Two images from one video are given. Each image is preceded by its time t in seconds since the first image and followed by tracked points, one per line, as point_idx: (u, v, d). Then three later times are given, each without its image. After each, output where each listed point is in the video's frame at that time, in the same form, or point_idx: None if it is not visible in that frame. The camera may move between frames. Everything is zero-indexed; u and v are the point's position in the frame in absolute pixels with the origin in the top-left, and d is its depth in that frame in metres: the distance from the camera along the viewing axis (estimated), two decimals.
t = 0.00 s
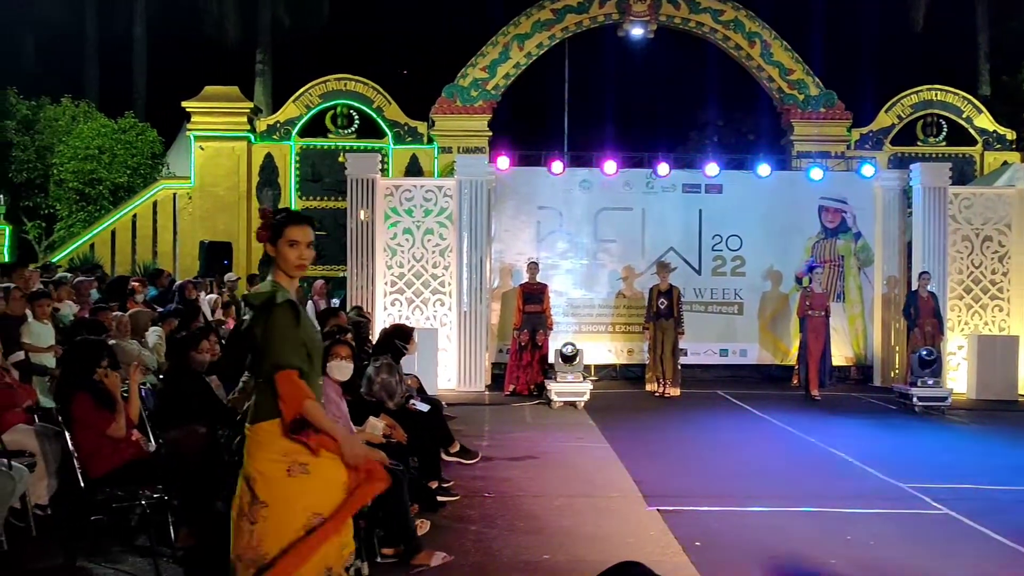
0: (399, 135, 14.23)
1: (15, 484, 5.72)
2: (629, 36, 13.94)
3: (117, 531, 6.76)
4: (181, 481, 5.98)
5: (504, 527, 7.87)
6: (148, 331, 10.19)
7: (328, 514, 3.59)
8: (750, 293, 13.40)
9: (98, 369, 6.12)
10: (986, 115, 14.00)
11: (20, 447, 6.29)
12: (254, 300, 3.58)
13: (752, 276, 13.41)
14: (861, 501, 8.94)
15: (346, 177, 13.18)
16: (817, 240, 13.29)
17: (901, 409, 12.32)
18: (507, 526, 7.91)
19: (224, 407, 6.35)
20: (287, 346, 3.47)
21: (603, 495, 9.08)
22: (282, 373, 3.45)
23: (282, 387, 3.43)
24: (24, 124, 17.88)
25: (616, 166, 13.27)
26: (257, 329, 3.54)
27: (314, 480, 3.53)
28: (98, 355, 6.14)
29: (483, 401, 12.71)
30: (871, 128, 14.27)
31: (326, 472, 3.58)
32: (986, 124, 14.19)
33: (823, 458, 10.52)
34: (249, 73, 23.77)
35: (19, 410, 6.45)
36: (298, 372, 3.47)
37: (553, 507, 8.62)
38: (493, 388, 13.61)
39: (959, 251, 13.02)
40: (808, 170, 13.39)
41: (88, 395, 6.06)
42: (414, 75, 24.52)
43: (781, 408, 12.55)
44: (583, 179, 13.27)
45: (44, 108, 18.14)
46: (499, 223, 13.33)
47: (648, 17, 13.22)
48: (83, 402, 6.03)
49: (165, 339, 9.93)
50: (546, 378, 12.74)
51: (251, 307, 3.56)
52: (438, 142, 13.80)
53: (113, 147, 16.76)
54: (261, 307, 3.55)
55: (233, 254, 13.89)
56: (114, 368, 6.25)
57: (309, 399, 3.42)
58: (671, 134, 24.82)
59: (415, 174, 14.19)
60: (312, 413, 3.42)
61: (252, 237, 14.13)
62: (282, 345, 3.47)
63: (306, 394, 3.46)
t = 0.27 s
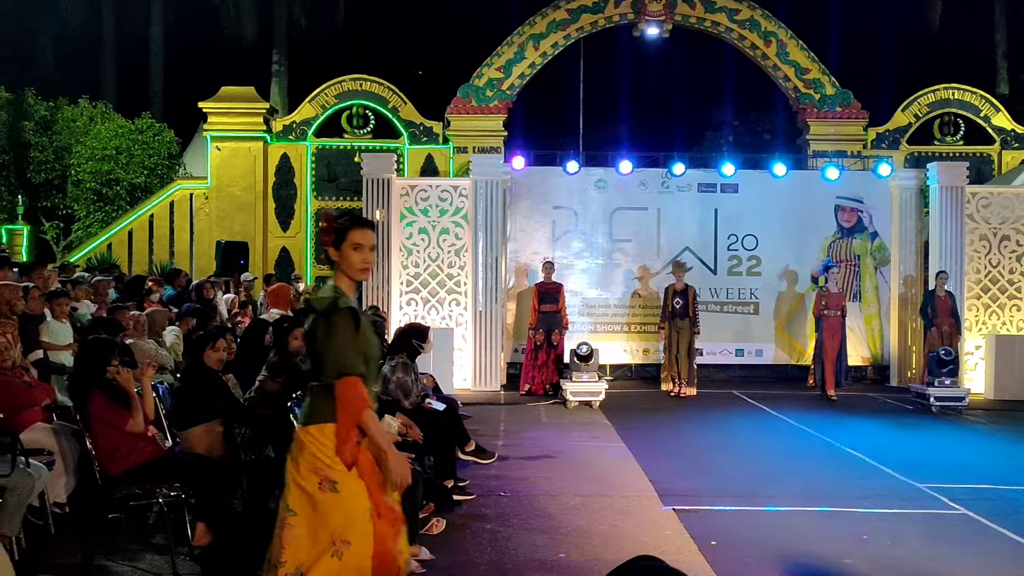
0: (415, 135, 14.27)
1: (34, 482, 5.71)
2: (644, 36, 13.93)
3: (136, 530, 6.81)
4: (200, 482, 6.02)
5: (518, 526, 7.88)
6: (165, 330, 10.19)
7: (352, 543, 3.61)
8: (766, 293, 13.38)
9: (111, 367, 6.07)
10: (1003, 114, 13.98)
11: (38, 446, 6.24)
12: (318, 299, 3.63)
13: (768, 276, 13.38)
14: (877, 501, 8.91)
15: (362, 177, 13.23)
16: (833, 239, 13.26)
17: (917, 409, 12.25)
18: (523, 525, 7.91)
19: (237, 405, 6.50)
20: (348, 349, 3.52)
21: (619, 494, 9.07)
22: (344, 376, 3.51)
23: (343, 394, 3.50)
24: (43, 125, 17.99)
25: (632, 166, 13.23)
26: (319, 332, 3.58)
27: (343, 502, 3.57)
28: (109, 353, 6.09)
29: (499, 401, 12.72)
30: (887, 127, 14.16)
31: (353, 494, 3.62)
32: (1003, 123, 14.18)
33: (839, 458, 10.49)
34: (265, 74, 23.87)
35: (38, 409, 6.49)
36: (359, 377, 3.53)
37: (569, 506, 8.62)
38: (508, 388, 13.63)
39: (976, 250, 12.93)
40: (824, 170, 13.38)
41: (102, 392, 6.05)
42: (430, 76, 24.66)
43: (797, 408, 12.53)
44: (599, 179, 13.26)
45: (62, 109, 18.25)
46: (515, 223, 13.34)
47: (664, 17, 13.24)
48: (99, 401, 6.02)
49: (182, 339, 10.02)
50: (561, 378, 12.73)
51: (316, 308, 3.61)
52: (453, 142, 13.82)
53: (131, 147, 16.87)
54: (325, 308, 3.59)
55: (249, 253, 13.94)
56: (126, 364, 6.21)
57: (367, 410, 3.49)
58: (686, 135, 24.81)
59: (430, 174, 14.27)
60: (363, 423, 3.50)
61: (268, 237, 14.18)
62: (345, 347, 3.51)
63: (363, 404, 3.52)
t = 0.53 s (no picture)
0: (424, 135, 14.31)
1: (45, 480, 5.72)
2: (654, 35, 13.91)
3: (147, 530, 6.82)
4: (208, 481, 6.05)
5: (528, 526, 7.88)
6: (176, 330, 10.19)
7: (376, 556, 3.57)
8: (776, 292, 13.35)
9: (118, 366, 6.03)
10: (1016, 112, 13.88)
11: (49, 445, 6.26)
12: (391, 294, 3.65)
13: (778, 275, 13.36)
14: (888, 501, 8.88)
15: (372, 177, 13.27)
16: (843, 239, 13.22)
17: (928, 409, 12.22)
18: (533, 525, 7.91)
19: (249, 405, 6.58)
20: (409, 350, 3.53)
21: (629, 494, 9.07)
22: (402, 376, 3.52)
23: (398, 392, 3.52)
24: (54, 125, 18.06)
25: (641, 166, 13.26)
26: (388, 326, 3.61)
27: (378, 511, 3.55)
28: (116, 352, 6.06)
29: (509, 401, 12.73)
30: (898, 126, 14.16)
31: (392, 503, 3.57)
32: (1016, 122, 14.07)
33: (849, 458, 10.47)
34: (274, 74, 23.93)
35: (49, 409, 6.49)
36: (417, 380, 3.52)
37: (579, 506, 8.62)
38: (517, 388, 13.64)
39: (987, 250, 12.90)
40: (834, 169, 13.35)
41: (109, 391, 6.00)
42: (439, 76, 24.67)
43: (807, 408, 12.51)
44: (609, 179, 13.28)
45: (73, 110, 18.32)
46: (524, 223, 13.34)
47: (674, 16, 13.18)
48: (107, 400, 5.99)
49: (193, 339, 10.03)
50: (570, 378, 12.73)
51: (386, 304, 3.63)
52: (462, 142, 13.83)
53: (142, 148, 16.95)
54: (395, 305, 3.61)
55: (259, 253, 13.97)
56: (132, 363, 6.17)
57: (412, 415, 3.48)
58: (695, 134, 24.78)
59: (440, 174, 14.28)
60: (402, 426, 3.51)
61: (278, 236, 14.21)
62: (405, 347, 3.54)
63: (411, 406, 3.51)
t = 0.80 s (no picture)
0: (431, 135, 14.29)
1: (52, 481, 5.76)
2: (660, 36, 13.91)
3: (153, 529, 6.87)
4: (212, 480, 6.08)
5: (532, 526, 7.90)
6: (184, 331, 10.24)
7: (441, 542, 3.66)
8: (782, 293, 13.34)
9: (124, 366, 6.00)
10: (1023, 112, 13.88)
11: (56, 446, 6.28)
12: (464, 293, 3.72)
13: (784, 276, 13.34)
14: (893, 502, 8.89)
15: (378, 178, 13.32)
16: (850, 239, 13.19)
17: (935, 410, 12.23)
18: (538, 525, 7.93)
19: (258, 407, 6.64)
20: (468, 351, 3.60)
21: (635, 494, 9.09)
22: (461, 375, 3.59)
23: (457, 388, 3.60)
24: (61, 126, 18.15)
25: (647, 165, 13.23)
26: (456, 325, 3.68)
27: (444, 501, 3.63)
28: (120, 352, 6.02)
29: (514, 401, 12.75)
30: (905, 126, 14.13)
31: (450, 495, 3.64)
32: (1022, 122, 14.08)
33: (854, 458, 10.47)
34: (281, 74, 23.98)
35: (55, 409, 6.53)
36: (476, 381, 3.58)
37: (584, 507, 8.64)
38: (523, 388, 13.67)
39: (994, 250, 12.88)
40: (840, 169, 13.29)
41: (114, 392, 5.94)
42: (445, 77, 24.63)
43: (812, 408, 12.50)
44: (614, 179, 13.26)
45: (80, 111, 18.39)
46: (530, 223, 13.34)
47: (680, 16, 13.21)
48: (112, 401, 5.95)
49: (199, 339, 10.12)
50: (576, 378, 12.76)
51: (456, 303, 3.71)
52: (468, 143, 13.83)
53: (149, 148, 17.01)
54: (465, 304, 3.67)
55: (266, 253, 14.01)
56: (136, 362, 6.14)
57: (461, 413, 3.55)
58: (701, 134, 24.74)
59: (446, 174, 14.27)
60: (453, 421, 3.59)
61: (285, 237, 14.24)
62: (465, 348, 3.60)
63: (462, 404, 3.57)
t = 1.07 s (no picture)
0: (433, 135, 14.30)
1: (54, 481, 5.78)
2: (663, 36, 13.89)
3: (154, 530, 6.89)
4: (214, 481, 6.01)
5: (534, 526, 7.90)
6: (187, 330, 10.31)
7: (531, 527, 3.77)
8: (784, 293, 13.33)
9: (125, 366, 5.99)
10: None
11: (58, 446, 6.47)
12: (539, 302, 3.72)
13: (786, 276, 13.33)
14: (895, 502, 8.88)
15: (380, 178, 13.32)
16: (852, 239, 13.19)
17: (937, 410, 12.22)
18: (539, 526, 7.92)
19: (260, 407, 6.60)
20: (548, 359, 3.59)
21: (635, 495, 9.08)
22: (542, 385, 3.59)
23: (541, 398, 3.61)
24: (64, 126, 18.15)
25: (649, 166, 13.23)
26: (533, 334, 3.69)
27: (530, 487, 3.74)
28: (123, 352, 6.01)
29: (516, 401, 12.77)
30: (908, 126, 14.12)
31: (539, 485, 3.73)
32: None
33: (856, 459, 10.46)
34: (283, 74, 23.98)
35: (56, 409, 6.53)
36: (557, 390, 3.58)
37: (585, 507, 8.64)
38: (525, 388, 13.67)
39: (997, 250, 12.86)
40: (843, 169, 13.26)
41: (115, 392, 5.98)
42: (448, 77, 24.72)
43: (814, 408, 12.49)
44: (616, 179, 13.26)
45: (83, 111, 18.41)
46: (532, 223, 13.38)
47: (682, 16, 13.12)
48: (113, 401, 5.98)
49: (201, 339, 10.09)
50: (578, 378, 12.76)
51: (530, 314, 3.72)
52: (471, 142, 13.84)
53: (152, 148, 17.05)
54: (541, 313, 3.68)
55: (268, 253, 14.01)
56: (139, 362, 6.11)
57: (545, 422, 3.55)
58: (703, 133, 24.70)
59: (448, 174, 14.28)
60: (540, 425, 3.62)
61: (287, 237, 14.24)
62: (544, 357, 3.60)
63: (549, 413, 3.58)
